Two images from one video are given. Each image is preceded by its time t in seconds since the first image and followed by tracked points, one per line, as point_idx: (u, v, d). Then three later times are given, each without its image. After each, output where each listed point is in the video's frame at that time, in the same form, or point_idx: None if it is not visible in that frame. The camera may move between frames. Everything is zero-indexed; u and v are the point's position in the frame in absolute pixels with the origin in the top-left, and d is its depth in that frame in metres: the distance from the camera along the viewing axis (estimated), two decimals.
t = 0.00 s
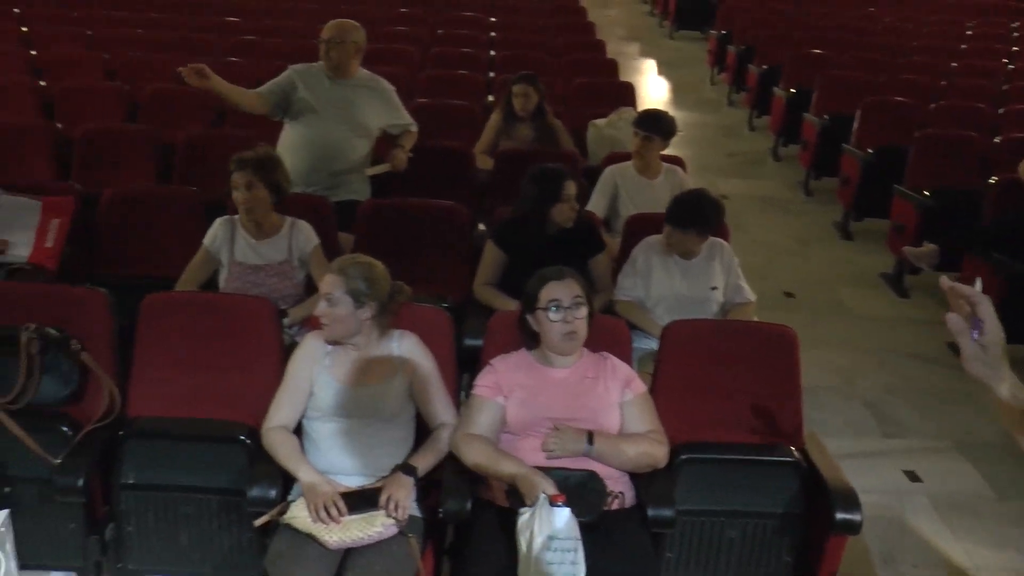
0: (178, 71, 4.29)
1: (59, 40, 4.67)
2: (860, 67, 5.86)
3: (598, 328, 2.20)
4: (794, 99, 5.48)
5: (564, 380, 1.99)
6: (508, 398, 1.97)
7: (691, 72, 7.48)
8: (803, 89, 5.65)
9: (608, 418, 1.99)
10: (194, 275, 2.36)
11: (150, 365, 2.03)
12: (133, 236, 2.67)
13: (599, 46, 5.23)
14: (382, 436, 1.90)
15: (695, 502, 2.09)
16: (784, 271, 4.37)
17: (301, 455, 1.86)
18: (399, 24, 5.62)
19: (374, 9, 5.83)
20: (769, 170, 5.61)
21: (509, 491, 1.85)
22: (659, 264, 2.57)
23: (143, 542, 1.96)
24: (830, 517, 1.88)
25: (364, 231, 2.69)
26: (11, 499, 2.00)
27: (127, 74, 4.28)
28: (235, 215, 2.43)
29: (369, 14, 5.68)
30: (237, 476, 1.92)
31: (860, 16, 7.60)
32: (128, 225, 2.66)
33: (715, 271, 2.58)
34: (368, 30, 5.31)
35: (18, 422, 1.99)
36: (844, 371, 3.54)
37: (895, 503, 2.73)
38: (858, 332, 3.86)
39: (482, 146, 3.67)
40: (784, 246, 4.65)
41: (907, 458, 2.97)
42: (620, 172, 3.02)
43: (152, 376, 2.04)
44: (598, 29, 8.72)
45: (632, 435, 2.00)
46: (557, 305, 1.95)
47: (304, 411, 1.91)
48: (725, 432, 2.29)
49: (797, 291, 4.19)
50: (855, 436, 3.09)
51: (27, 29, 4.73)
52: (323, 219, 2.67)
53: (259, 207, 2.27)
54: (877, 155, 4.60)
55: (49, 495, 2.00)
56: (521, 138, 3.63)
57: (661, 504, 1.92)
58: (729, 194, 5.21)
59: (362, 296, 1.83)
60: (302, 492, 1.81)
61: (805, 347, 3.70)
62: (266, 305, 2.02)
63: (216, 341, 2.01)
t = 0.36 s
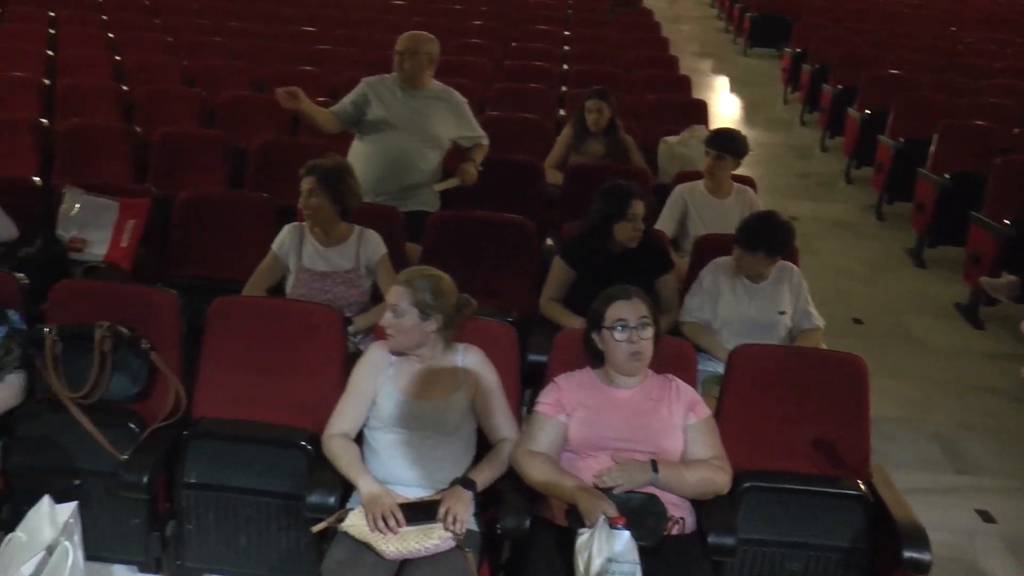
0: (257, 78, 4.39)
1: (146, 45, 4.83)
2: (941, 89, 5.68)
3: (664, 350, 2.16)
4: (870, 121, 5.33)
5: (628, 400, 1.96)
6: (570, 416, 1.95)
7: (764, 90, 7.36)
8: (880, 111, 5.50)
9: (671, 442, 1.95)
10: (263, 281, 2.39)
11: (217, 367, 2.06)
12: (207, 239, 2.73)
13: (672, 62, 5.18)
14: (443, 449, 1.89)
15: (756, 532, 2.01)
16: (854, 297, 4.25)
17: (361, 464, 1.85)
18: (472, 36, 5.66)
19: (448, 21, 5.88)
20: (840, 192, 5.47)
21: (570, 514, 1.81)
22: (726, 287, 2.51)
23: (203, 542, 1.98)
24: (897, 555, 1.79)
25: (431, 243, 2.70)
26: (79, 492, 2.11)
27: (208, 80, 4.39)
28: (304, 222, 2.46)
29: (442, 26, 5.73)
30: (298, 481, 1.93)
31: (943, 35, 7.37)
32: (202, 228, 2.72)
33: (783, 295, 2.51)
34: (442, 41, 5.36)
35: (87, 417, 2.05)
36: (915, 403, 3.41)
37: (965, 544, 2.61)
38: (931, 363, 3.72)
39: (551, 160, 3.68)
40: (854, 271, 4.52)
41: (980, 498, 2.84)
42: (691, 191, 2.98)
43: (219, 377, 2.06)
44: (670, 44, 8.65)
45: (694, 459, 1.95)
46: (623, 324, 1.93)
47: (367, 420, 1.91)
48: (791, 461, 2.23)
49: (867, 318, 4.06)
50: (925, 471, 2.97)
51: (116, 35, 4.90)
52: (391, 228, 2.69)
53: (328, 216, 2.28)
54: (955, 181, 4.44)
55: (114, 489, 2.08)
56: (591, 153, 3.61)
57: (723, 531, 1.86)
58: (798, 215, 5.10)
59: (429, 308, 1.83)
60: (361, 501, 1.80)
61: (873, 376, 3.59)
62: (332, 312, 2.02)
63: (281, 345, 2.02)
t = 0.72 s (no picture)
0: (334, 95, 4.49)
1: (231, 60, 4.99)
2: None
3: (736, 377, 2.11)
4: (951, 146, 5.17)
5: (699, 429, 1.94)
6: (640, 442, 1.94)
7: (840, 112, 7.20)
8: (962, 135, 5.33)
9: (742, 471, 1.92)
10: (334, 296, 2.41)
11: (287, 379, 2.08)
12: (283, 252, 2.79)
13: (748, 83, 5.11)
14: (511, 470, 1.88)
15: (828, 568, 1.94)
16: (931, 328, 4.10)
17: (429, 481, 1.85)
18: (545, 55, 5.68)
19: (521, 39, 5.92)
20: (917, 219, 5.31)
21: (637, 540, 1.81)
22: (800, 314, 2.45)
23: (269, 549, 1.98)
24: None
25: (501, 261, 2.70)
26: (151, 496, 2.17)
27: (288, 95, 4.50)
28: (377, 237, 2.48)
29: (515, 45, 5.78)
30: (365, 495, 1.94)
31: None
32: (278, 240, 2.78)
33: (860, 325, 2.43)
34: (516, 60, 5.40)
35: (161, 424, 2.09)
36: (996, 440, 3.26)
37: None
38: (1014, 400, 3.56)
39: (624, 181, 3.64)
40: (931, 301, 4.37)
41: None
42: (765, 216, 2.93)
43: (291, 388, 2.09)
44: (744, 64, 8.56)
45: (763, 493, 1.92)
46: (694, 350, 1.91)
47: (435, 437, 1.91)
48: (865, 497, 2.15)
49: (945, 350, 3.91)
50: (1006, 514, 2.83)
51: (201, 51, 5.07)
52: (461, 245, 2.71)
53: (404, 234, 2.31)
54: None
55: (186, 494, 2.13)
56: (664, 174, 3.58)
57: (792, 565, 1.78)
58: (872, 241, 4.97)
59: (500, 328, 1.83)
60: (428, 518, 1.80)
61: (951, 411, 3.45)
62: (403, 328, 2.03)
63: (352, 360, 2.04)
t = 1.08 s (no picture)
0: (402, 107, 4.54)
1: (301, 71, 5.09)
2: None
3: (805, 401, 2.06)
4: None
5: (765, 451, 1.91)
6: (705, 462, 1.93)
7: (911, 130, 7.03)
8: None
9: (809, 497, 1.88)
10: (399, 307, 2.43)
11: (354, 387, 2.11)
12: (349, 262, 2.83)
13: (818, 99, 5.02)
14: (574, 487, 1.88)
15: None
16: (1006, 356, 3.96)
17: (492, 494, 1.87)
18: (611, 68, 5.68)
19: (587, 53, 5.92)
20: (991, 242, 5.13)
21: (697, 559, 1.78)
22: (871, 337, 2.38)
23: (330, 556, 2.00)
24: None
25: (566, 275, 2.71)
26: (216, 498, 2.20)
27: (356, 106, 4.58)
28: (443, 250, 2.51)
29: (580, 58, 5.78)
30: (427, 506, 1.94)
31: None
32: (347, 249, 2.82)
33: (932, 351, 2.36)
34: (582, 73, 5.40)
35: (230, 429, 2.12)
36: None
37: None
38: None
39: (691, 198, 3.62)
40: (1005, 328, 4.21)
41: None
42: (834, 235, 2.87)
43: (357, 397, 2.11)
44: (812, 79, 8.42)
45: (831, 519, 1.87)
46: (761, 372, 1.88)
47: (499, 451, 1.93)
48: (934, 529, 2.07)
49: (1020, 380, 3.77)
50: None
51: (273, 62, 5.20)
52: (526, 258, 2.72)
53: (474, 247, 2.32)
54: None
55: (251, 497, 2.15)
56: (732, 191, 3.54)
57: None
58: (943, 263, 4.82)
59: (566, 344, 1.83)
60: (490, 531, 1.81)
61: None
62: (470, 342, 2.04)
63: (422, 371, 2.05)
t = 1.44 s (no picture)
0: (463, 131, 4.60)
1: (365, 94, 5.19)
2: None
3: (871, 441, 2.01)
4: None
5: (829, 488, 1.86)
6: (767, 497, 1.90)
7: (979, 160, 6.85)
8: None
9: (875, 538, 1.83)
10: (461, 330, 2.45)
11: (415, 409, 2.14)
12: (410, 286, 2.86)
13: (883, 128, 4.94)
14: (633, 518, 1.86)
15: None
16: None
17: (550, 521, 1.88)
18: (672, 94, 5.68)
19: (647, 78, 5.93)
20: None
21: None
22: (940, 375, 2.31)
23: None
24: None
25: (626, 302, 2.76)
26: (274, 514, 2.27)
27: (418, 129, 4.65)
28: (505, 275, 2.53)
29: (640, 83, 5.79)
30: (485, 531, 1.94)
31: None
32: (409, 271, 2.85)
33: (1004, 392, 2.28)
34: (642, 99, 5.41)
35: (290, 447, 2.16)
36: None
37: None
38: None
39: (753, 226, 3.60)
40: None
41: None
42: (899, 268, 2.80)
43: (415, 421, 2.15)
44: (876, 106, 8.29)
45: (897, 561, 1.83)
46: (827, 409, 1.84)
47: (559, 478, 1.94)
48: None
49: None
50: None
51: (338, 84, 5.31)
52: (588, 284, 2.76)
53: (536, 272, 2.32)
54: None
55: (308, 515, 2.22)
56: (795, 222, 3.51)
57: None
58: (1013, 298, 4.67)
59: (629, 373, 1.84)
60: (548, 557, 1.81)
61: None
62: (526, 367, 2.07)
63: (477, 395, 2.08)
